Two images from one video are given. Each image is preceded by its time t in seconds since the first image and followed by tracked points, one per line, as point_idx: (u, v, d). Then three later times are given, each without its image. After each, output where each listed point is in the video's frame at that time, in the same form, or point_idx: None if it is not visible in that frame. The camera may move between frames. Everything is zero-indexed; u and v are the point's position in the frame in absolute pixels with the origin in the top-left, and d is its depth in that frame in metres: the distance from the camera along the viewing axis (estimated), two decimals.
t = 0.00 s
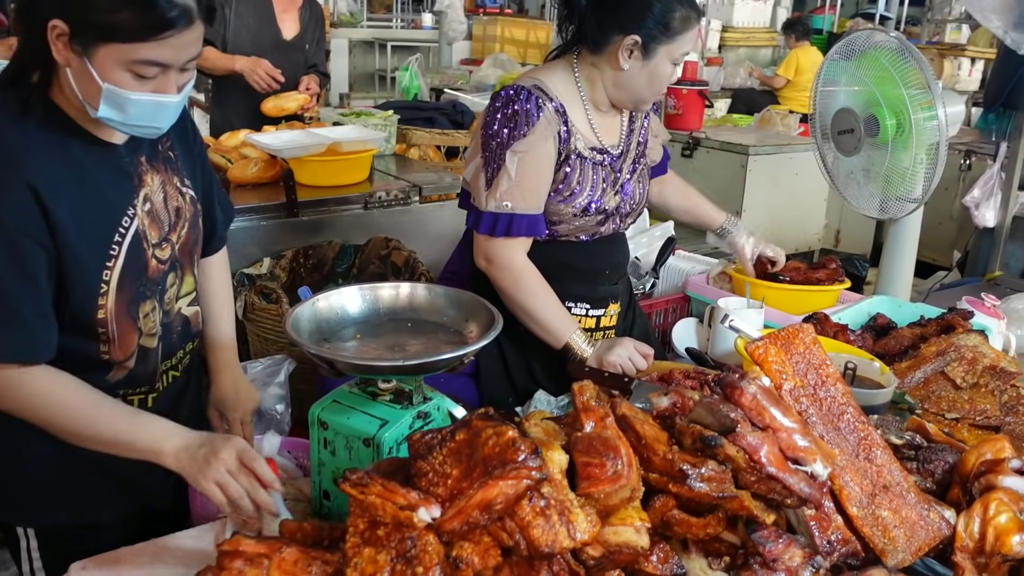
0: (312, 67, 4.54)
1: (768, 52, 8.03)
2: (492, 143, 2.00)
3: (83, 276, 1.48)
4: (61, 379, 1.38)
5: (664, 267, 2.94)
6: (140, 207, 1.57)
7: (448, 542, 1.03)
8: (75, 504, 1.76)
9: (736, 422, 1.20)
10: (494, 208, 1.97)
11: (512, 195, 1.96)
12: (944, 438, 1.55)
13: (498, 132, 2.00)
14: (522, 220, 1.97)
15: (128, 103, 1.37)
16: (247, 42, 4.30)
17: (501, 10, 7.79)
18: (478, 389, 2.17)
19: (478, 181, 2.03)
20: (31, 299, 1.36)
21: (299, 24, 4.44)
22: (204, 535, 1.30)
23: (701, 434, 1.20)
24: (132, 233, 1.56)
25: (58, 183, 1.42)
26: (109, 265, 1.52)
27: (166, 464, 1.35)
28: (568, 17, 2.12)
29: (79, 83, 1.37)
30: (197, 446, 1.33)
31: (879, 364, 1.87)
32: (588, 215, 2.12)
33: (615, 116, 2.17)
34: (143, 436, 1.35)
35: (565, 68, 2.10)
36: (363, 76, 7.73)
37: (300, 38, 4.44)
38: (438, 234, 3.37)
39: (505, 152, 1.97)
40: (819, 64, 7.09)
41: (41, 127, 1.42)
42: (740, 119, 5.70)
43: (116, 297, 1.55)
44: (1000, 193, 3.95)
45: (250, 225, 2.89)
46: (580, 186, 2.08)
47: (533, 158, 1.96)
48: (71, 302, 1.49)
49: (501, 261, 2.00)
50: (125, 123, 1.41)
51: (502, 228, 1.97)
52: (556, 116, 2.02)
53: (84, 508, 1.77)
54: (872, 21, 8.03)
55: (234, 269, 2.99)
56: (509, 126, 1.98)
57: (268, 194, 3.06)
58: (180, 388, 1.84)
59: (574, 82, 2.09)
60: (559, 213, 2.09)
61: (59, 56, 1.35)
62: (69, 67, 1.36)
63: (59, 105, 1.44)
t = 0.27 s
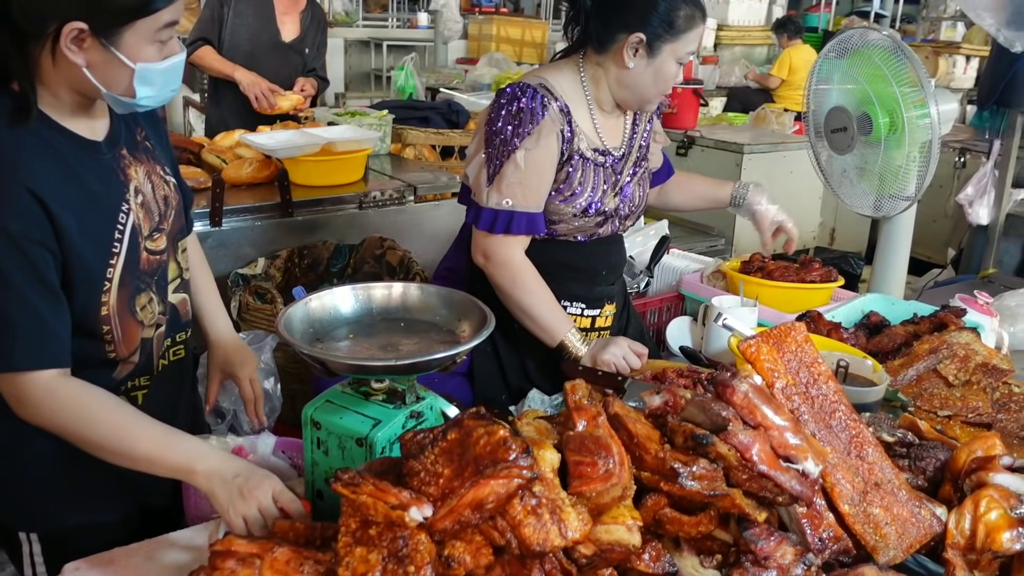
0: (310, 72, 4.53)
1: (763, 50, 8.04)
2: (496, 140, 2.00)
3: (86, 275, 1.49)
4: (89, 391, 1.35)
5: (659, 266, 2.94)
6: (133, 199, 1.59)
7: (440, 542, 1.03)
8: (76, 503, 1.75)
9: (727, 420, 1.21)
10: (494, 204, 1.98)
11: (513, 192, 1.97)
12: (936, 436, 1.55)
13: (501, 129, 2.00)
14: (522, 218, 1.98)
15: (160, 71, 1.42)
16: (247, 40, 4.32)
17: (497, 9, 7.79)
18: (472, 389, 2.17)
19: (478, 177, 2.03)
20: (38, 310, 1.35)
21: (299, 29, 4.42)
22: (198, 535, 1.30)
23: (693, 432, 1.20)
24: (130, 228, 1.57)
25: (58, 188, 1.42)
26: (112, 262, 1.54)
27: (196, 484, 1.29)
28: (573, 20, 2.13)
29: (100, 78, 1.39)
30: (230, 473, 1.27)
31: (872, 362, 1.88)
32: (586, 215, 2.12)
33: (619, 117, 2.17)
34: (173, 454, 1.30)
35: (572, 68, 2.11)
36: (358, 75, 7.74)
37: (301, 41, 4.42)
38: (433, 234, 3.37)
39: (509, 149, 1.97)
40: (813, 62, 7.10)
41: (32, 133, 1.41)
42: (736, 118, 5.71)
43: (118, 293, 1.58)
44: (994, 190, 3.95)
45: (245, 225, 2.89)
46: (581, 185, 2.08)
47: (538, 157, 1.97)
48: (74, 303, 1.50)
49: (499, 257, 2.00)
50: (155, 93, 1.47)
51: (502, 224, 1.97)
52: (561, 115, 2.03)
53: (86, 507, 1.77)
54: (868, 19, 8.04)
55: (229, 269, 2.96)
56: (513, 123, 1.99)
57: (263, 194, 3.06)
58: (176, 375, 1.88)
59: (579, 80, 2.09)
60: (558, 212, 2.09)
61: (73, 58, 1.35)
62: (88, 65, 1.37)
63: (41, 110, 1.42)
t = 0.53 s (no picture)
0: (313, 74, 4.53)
1: (758, 50, 8.05)
2: (501, 134, 2.00)
3: (91, 264, 1.55)
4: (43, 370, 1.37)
5: (655, 266, 2.94)
6: (133, 190, 1.64)
7: (437, 541, 1.04)
8: (72, 505, 1.76)
9: (723, 419, 1.21)
10: (497, 198, 1.98)
11: (516, 187, 1.97)
12: (931, 434, 1.56)
13: (508, 124, 2.00)
14: (525, 213, 1.98)
15: (166, 42, 1.54)
16: (246, 39, 4.32)
17: (492, 9, 7.79)
18: (467, 387, 2.18)
19: (482, 170, 2.03)
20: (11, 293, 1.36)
21: (299, 31, 4.41)
22: (195, 536, 1.30)
23: (689, 431, 1.21)
24: (134, 216, 1.63)
25: (65, 178, 1.47)
26: (117, 249, 1.60)
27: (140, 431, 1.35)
28: (583, 24, 2.14)
29: (120, 58, 1.46)
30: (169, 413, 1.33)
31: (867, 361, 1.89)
32: (586, 217, 2.12)
33: (628, 121, 2.17)
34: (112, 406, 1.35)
35: (581, 68, 2.11)
36: (353, 75, 7.74)
37: (298, 45, 4.41)
38: (430, 234, 3.38)
39: (514, 144, 1.97)
40: (808, 62, 7.11)
41: (39, 126, 1.45)
42: (731, 117, 5.72)
43: (123, 280, 1.63)
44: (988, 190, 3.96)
45: (241, 225, 2.89)
46: (582, 185, 2.08)
47: (542, 155, 1.98)
48: (80, 292, 1.55)
49: (501, 253, 2.01)
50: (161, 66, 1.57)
51: (504, 218, 1.98)
52: (567, 114, 2.04)
53: (82, 509, 1.77)
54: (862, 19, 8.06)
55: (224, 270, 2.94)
56: (519, 118, 1.99)
57: (259, 195, 3.06)
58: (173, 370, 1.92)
59: (588, 82, 2.10)
60: (558, 211, 2.09)
61: (95, 39, 1.42)
62: (107, 46, 1.44)
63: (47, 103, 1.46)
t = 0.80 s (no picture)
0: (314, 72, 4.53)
1: (754, 51, 8.07)
2: (504, 135, 2.01)
3: (90, 254, 1.58)
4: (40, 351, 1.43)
5: (652, 267, 2.95)
6: (128, 181, 1.68)
7: (437, 541, 1.04)
8: (71, 508, 1.76)
9: (722, 419, 1.22)
10: (497, 198, 1.98)
11: (516, 188, 1.97)
12: (929, 433, 1.57)
13: (511, 124, 2.00)
14: (525, 215, 1.99)
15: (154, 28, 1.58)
16: (241, 41, 4.32)
17: (488, 10, 7.80)
18: (466, 387, 2.18)
19: (484, 170, 2.04)
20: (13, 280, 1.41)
21: (295, 30, 4.42)
22: (195, 537, 1.30)
23: (688, 431, 1.21)
24: (130, 206, 1.67)
25: (65, 165, 1.51)
26: (116, 236, 1.63)
27: (146, 402, 1.47)
28: (589, 27, 2.14)
29: (114, 46, 1.50)
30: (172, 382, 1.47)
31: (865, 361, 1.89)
32: (586, 220, 2.12)
33: (631, 125, 2.17)
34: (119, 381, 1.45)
35: (585, 70, 2.12)
36: (350, 76, 7.74)
37: (295, 44, 4.41)
38: (427, 235, 3.38)
39: (515, 145, 1.98)
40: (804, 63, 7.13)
41: (36, 117, 1.48)
42: (728, 118, 5.73)
43: (121, 268, 1.67)
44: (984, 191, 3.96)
45: (239, 227, 2.88)
46: (583, 188, 2.08)
47: (543, 156, 1.98)
48: (79, 280, 1.59)
49: (501, 252, 2.02)
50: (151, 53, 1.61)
51: (504, 219, 1.98)
52: (570, 117, 2.04)
53: (82, 512, 1.77)
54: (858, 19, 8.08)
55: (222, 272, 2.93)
56: (523, 119, 2.00)
57: (256, 196, 3.06)
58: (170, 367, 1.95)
59: (593, 85, 2.10)
60: (558, 212, 2.09)
61: (90, 28, 1.46)
62: (102, 35, 1.48)
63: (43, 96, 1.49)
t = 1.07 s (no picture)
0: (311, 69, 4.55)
1: (750, 51, 8.09)
2: (499, 137, 2.01)
3: (87, 240, 1.60)
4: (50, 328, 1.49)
5: (649, 267, 2.95)
6: (120, 172, 1.69)
7: (435, 542, 1.04)
8: (68, 505, 1.77)
9: (718, 418, 1.22)
10: (493, 201, 1.98)
11: (511, 191, 1.97)
12: (925, 432, 1.57)
13: (506, 127, 2.01)
14: (520, 217, 1.99)
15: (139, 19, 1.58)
16: (233, 45, 4.31)
17: (484, 11, 7.80)
18: (464, 388, 2.17)
19: (479, 173, 2.04)
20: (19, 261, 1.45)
21: (287, 28, 4.41)
22: (191, 539, 1.30)
23: (684, 431, 1.21)
24: (123, 194, 1.68)
25: (55, 153, 1.52)
26: (111, 224, 1.65)
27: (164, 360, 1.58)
28: (581, 27, 2.14)
29: (99, 37, 1.51)
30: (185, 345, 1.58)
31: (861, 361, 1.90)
32: (582, 221, 2.13)
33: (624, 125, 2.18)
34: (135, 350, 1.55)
35: (578, 71, 2.12)
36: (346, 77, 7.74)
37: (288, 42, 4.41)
38: (424, 236, 3.38)
39: (510, 148, 1.98)
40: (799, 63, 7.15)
41: (23, 109, 1.49)
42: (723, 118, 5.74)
43: (119, 253, 1.69)
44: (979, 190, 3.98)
45: (236, 229, 2.88)
46: (579, 190, 2.09)
47: (538, 158, 1.98)
48: (78, 266, 1.60)
49: (496, 255, 2.01)
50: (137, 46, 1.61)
51: (499, 221, 1.98)
52: (564, 118, 2.04)
53: (76, 511, 1.78)
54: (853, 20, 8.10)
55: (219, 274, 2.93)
56: (517, 122, 2.00)
57: (253, 197, 3.06)
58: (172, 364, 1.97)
59: (586, 85, 2.10)
60: (553, 214, 2.10)
61: (74, 19, 1.47)
62: (87, 26, 1.49)
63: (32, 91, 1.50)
